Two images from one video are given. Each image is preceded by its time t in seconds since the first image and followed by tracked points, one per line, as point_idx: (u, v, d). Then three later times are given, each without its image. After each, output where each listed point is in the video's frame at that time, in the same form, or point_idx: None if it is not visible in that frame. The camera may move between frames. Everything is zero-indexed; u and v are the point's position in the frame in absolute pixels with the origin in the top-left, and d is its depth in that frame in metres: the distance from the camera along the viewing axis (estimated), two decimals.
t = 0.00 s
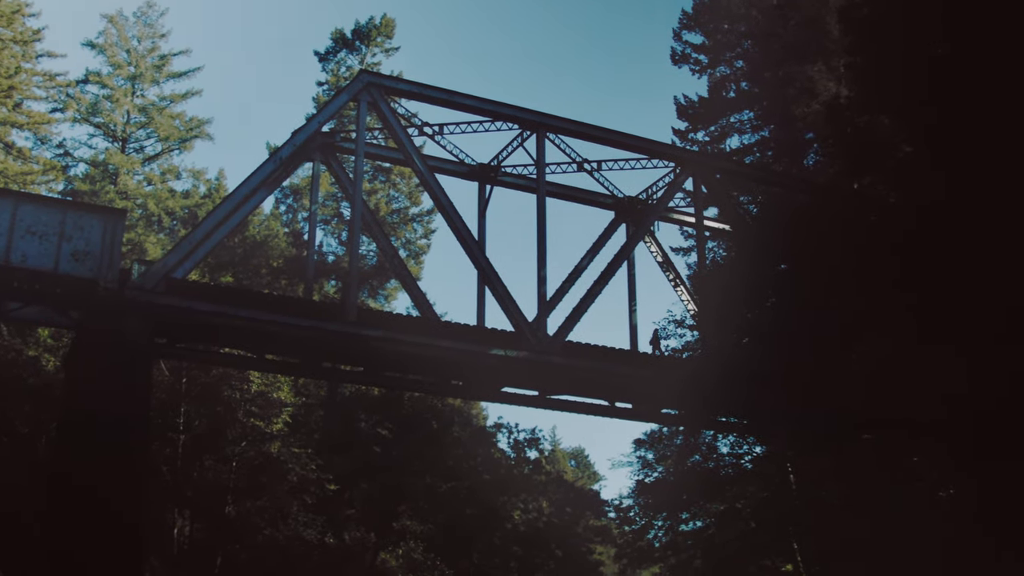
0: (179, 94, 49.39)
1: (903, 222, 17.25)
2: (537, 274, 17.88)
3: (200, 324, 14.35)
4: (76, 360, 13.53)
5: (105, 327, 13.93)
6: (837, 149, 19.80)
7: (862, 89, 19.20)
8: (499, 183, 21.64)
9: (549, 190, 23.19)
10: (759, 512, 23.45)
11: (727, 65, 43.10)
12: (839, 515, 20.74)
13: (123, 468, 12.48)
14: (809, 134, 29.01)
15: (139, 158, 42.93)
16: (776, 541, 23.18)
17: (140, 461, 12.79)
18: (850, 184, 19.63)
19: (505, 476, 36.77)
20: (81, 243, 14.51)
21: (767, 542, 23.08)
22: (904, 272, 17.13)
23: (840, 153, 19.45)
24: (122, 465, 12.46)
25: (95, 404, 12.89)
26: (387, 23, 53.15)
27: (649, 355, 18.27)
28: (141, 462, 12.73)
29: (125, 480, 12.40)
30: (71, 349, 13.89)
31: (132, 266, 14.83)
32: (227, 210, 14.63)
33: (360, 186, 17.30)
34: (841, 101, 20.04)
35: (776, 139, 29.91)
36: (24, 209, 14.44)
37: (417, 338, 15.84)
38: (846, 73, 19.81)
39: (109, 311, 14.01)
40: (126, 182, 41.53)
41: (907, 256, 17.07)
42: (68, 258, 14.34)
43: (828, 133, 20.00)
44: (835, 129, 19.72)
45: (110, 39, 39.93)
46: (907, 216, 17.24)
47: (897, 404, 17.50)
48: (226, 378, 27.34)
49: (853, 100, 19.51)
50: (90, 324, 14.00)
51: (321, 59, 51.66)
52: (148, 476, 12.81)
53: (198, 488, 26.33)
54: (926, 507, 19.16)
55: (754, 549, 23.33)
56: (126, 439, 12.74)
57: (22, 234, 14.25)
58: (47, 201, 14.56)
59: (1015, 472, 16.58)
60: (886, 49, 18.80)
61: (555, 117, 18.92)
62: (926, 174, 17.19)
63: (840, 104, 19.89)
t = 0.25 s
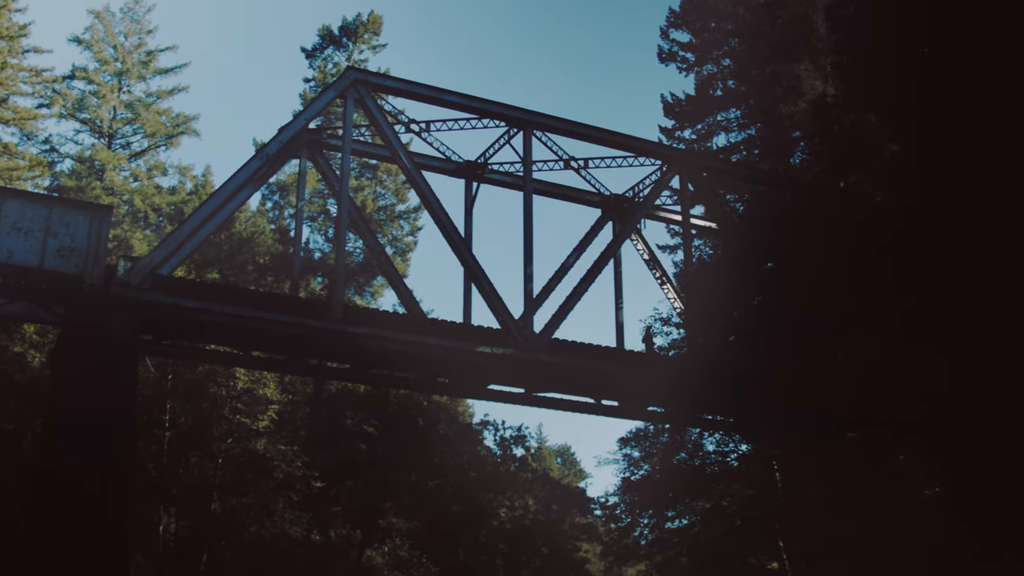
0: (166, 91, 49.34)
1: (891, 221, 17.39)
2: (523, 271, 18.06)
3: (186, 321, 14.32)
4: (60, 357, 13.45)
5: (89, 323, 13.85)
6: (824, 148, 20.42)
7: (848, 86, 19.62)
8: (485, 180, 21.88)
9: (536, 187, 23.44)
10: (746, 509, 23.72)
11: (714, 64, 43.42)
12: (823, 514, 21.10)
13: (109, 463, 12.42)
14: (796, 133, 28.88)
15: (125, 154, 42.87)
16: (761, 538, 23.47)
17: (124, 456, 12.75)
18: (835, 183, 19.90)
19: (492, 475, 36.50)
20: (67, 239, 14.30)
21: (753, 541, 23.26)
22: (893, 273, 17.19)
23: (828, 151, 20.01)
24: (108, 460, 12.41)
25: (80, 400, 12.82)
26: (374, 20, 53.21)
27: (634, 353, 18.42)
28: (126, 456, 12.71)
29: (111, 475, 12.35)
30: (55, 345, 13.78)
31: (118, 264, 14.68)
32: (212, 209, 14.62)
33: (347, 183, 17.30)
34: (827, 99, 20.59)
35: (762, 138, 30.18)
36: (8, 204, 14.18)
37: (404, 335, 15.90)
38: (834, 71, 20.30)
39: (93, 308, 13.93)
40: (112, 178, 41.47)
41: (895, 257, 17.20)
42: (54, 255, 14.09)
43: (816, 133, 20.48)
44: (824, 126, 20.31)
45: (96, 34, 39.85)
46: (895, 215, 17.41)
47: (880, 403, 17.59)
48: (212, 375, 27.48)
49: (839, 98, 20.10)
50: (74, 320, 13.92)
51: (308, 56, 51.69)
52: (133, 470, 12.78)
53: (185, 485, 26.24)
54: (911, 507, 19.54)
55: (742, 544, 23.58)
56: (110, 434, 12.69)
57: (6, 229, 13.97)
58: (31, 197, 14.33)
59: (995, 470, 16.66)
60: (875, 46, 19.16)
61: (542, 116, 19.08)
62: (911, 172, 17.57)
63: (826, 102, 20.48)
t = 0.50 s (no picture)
0: (154, 87, 49.22)
1: (881, 219, 17.21)
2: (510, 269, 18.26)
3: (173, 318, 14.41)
4: (49, 354, 13.47)
5: (76, 321, 13.84)
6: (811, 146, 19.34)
7: (837, 84, 18.66)
8: (473, 177, 22.07)
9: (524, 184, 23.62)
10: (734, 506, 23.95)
11: (702, 61, 43.66)
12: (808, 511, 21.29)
13: (97, 458, 12.44)
14: (784, 131, 29.10)
15: (113, 150, 42.78)
16: (747, 535, 23.74)
17: (112, 452, 12.76)
18: (823, 181, 19.42)
19: (479, 470, 37.11)
20: (54, 235, 14.29)
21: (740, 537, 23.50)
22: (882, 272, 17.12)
23: (814, 150, 19.10)
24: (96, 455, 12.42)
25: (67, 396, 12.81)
26: (363, 17, 53.23)
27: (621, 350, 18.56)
28: (114, 452, 12.72)
29: (99, 470, 12.35)
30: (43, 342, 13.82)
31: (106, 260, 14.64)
32: (198, 207, 14.74)
33: (335, 180, 17.41)
34: (815, 97, 19.65)
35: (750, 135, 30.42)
36: None
37: (392, 333, 16.00)
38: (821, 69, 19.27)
39: (80, 305, 13.93)
40: (99, 174, 41.38)
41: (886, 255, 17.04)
42: (41, 250, 14.08)
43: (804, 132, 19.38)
44: (810, 125, 19.30)
45: (84, 30, 39.75)
46: (884, 214, 17.21)
47: (867, 400, 17.72)
48: (200, 372, 27.71)
49: (827, 96, 19.08)
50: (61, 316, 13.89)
51: (296, 53, 51.67)
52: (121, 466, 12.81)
53: (173, 483, 26.21)
54: (894, 505, 19.70)
55: (728, 542, 24.17)
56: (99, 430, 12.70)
57: None
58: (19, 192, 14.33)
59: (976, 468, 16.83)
60: (863, 44, 18.27)
61: (530, 113, 19.21)
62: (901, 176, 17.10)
63: (815, 99, 19.46)
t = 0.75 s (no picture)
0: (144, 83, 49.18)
1: (870, 217, 17.30)
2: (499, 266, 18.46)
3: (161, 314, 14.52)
4: (38, 351, 13.56)
5: (65, 318, 13.94)
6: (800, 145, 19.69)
7: (827, 82, 19.03)
8: (463, 174, 22.28)
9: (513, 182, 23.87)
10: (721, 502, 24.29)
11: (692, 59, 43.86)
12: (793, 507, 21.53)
13: (87, 454, 12.57)
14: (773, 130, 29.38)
15: (102, 147, 42.76)
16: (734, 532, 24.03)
17: (101, 448, 12.89)
18: (812, 179, 19.33)
19: (468, 468, 37.17)
20: (42, 231, 14.36)
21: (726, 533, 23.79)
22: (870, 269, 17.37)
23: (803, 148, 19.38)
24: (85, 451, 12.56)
25: (56, 393, 12.91)
26: (352, 14, 53.30)
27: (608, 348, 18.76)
28: (103, 448, 12.85)
29: (89, 466, 12.48)
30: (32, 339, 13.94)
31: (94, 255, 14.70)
32: (186, 203, 14.75)
33: (324, 177, 17.52)
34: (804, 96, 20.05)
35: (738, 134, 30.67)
36: None
37: (380, 330, 16.16)
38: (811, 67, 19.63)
39: (70, 301, 14.04)
40: (88, 170, 41.37)
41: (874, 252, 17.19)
42: (29, 247, 14.15)
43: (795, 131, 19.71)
44: (800, 124, 19.62)
45: (73, 26, 39.71)
46: (874, 211, 17.30)
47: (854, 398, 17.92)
48: (188, 368, 27.13)
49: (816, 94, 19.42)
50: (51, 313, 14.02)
51: (286, 49, 51.71)
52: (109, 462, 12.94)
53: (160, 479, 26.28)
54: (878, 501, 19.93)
55: (717, 539, 24.74)
56: (88, 426, 12.83)
57: None
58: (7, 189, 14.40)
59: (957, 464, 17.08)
60: (853, 42, 18.65)
61: (519, 111, 19.41)
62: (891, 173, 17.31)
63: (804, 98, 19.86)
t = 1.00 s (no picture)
0: (134, 79, 49.04)
1: (862, 215, 17.62)
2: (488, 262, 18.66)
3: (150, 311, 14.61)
4: (28, 346, 13.60)
5: (54, 313, 13.95)
6: (790, 143, 20.01)
7: (817, 80, 19.31)
8: (453, 171, 22.47)
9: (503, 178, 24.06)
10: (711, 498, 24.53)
11: (683, 57, 44.08)
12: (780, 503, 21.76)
13: (76, 450, 12.59)
14: (763, 128, 29.64)
15: (92, 142, 42.66)
16: (722, 528, 24.23)
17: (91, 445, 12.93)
18: (803, 177, 19.78)
19: (456, 465, 37.19)
20: (32, 228, 14.69)
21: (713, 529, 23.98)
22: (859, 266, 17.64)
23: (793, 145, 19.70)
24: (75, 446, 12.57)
25: (47, 389, 12.96)
26: (344, 10, 53.31)
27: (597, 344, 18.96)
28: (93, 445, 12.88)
29: (78, 461, 12.49)
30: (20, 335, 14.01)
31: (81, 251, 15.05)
32: (177, 198, 14.85)
33: (314, 173, 17.66)
34: (793, 94, 20.25)
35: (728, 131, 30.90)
36: None
37: (370, 326, 16.30)
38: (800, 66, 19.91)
39: (58, 298, 14.07)
40: (78, 166, 41.27)
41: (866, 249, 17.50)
42: (19, 243, 14.45)
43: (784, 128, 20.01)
44: (790, 122, 19.81)
45: (63, 21, 39.61)
46: (866, 209, 17.63)
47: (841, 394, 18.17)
48: (177, 365, 27.62)
49: (806, 92, 19.65)
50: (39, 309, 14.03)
51: (277, 45, 51.67)
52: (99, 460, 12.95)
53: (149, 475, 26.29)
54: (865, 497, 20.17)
55: (706, 535, 24.68)
56: (78, 422, 12.86)
57: None
58: None
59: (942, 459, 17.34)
60: (843, 41, 18.94)
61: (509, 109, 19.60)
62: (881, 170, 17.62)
63: (794, 96, 20.09)
